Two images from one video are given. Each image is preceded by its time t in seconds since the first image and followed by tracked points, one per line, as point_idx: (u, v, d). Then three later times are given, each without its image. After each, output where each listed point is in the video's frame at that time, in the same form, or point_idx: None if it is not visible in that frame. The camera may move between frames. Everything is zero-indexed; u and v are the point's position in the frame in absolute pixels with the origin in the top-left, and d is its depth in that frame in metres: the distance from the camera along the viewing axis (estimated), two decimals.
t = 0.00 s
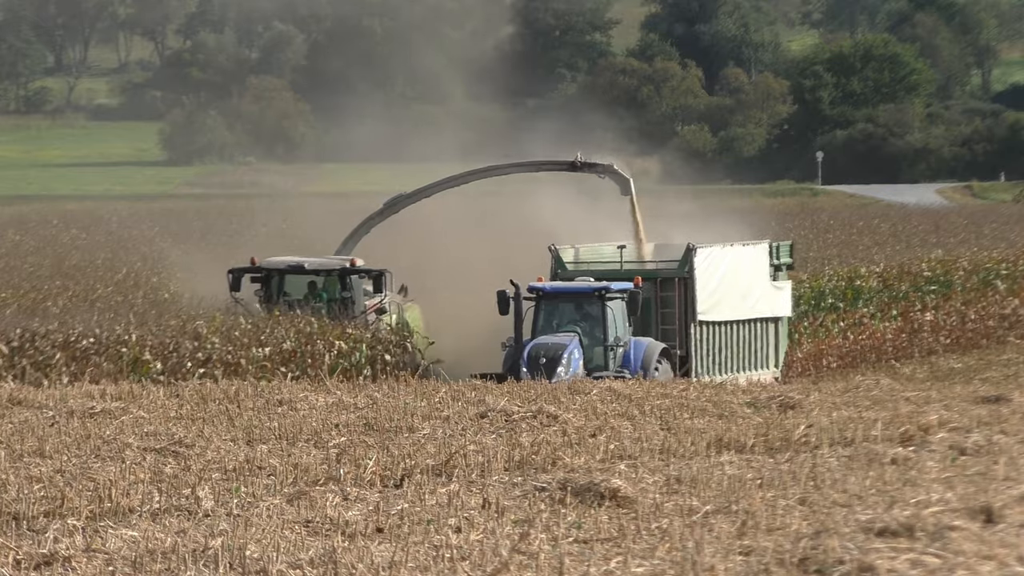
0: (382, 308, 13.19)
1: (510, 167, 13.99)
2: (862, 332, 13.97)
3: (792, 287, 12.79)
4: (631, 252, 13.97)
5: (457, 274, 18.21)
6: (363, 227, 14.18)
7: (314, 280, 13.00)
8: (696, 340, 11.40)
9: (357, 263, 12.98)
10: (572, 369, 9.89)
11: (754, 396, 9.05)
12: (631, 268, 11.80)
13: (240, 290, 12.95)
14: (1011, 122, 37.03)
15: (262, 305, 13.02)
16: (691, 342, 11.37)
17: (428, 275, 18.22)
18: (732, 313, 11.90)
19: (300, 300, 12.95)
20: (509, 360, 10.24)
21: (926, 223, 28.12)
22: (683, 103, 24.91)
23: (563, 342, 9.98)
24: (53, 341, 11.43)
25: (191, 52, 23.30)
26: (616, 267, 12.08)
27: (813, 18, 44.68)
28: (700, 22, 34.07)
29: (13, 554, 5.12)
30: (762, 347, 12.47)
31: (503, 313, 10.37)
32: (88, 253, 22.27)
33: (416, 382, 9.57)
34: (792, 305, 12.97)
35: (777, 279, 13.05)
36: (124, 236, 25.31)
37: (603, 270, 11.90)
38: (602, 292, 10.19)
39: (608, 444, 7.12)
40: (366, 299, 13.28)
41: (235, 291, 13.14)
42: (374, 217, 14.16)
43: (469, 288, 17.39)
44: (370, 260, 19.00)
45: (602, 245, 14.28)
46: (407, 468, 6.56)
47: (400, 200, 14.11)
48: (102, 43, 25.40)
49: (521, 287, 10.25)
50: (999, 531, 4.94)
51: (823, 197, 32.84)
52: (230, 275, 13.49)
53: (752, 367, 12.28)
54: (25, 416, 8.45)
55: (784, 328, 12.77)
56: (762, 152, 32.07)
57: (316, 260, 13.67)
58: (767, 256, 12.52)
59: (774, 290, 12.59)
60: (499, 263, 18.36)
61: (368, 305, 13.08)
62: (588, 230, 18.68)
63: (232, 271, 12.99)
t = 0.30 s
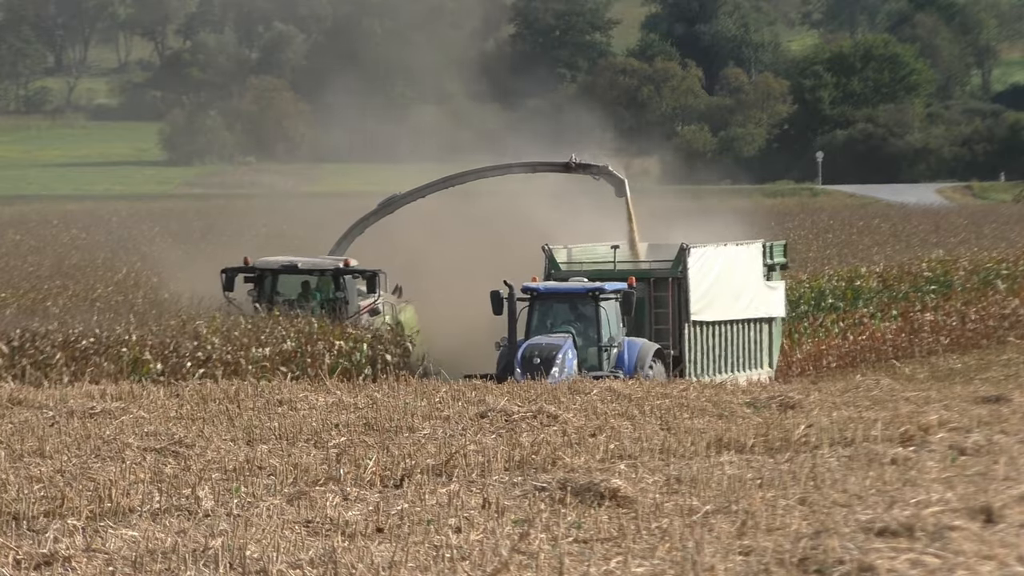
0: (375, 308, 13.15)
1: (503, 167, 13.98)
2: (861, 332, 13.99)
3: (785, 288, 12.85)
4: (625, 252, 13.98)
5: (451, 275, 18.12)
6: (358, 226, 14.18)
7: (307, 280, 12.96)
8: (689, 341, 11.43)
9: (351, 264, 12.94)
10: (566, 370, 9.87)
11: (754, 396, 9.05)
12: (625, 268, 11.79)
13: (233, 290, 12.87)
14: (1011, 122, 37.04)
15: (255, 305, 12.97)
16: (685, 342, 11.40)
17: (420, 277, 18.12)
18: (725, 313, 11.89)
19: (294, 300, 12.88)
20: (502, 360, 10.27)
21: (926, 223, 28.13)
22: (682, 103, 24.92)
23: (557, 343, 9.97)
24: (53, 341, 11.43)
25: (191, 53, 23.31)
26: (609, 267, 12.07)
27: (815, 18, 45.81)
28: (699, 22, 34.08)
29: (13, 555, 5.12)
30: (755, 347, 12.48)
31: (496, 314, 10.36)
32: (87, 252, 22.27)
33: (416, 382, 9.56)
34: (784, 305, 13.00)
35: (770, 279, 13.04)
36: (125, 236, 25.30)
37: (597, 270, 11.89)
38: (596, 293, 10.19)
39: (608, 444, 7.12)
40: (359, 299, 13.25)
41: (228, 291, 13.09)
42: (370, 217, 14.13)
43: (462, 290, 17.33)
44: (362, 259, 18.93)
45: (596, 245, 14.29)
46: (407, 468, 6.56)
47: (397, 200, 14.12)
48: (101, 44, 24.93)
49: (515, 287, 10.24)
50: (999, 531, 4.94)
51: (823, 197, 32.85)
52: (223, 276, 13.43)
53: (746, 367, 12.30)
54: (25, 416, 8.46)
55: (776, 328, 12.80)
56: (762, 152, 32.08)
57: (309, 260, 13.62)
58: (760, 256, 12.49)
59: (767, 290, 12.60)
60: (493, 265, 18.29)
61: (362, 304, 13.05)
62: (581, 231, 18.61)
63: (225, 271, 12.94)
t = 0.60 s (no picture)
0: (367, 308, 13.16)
1: (495, 166, 13.98)
2: (861, 332, 13.97)
3: (778, 288, 12.88)
4: (619, 252, 13.98)
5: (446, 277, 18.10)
6: (349, 228, 14.22)
7: (300, 280, 12.95)
8: (683, 341, 11.41)
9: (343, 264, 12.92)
10: (560, 370, 9.85)
11: (754, 396, 9.06)
12: (618, 267, 11.79)
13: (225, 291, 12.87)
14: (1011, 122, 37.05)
15: (247, 306, 12.96)
16: (678, 342, 11.37)
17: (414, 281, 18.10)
18: (718, 313, 11.90)
19: (287, 300, 12.88)
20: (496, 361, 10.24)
21: (926, 223, 28.14)
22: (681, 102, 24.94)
23: (551, 343, 9.94)
24: (54, 341, 11.43)
25: (191, 53, 23.34)
26: (602, 267, 12.07)
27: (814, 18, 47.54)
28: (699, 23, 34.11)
29: (13, 554, 5.12)
30: (748, 347, 12.51)
31: (489, 314, 10.35)
32: (87, 253, 22.27)
33: (415, 382, 9.57)
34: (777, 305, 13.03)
35: (764, 279, 13.04)
36: (126, 236, 25.32)
37: (590, 270, 11.89)
38: (590, 293, 10.20)
39: (608, 444, 7.13)
40: (351, 299, 13.24)
41: (220, 292, 13.08)
42: (361, 218, 14.15)
43: (453, 292, 17.31)
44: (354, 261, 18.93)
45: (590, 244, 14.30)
46: (407, 468, 6.57)
47: (388, 200, 14.13)
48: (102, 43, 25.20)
49: (508, 287, 10.24)
50: (999, 531, 4.94)
51: (823, 197, 32.90)
52: (214, 276, 13.43)
53: (739, 367, 12.33)
54: (25, 416, 8.46)
55: (770, 328, 12.83)
56: (762, 152, 32.11)
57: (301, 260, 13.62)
58: (753, 256, 12.49)
59: (760, 291, 12.61)
60: (487, 267, 18.27)
61: (354, 306, 13.04)
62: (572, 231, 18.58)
63: (216, 271, 12.93)
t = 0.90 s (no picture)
0: (360, 309, 13.11)
1: (489, 167, 13.97)
2: (861, 332, 13.96)
3: (774, 289, 12.82)
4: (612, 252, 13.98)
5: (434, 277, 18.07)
6: (342, 227, 14.21)
7: (293, 280, 12.91)
8: (676, 340, 11.49)
9: (335, 264, 12.89)
10: (553, 371, 9.85)
11: (754, 396, 9.07)
12: (612, 269, 11.81)
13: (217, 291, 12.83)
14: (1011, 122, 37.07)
15: (238, 306, 12.91)
16: (672, 342, 11.47)
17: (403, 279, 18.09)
18: (713, 313, 11.90)
19: (279, 300, 12.82)
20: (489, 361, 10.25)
21: (926, 223, 28.15)
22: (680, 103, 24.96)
23: (544, 344, 9.94)
24: (53, 341, 11.43)
25: (192, 53, 23.34)
26: (596, 267, 12.10)
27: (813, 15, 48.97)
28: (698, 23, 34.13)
29: (13, 554, 5.12)
30: (745, 347, 12.45)
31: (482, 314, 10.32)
32: (87, 252, 22.27)
33: (416, 383, 9.57)
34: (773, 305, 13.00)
35: (759, 279, 13.01)
36: (127, 236, 25.37)
37: (584, 270, 11.91)
38: (583, 293, 10.20)
39: (608, 444, 7.13)
40: (344, 299, 13.21)
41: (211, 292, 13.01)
42: (352, 219, 14.14)
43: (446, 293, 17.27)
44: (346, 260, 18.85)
45: (586, 244, 14.30)
46: (407, 468, 6.56)
47: (381, 200, 14.10)
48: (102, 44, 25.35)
49: (501, 287, 10.24)
50: (999, 531, 4.94)
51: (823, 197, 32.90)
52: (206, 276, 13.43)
53: (737, 367, 12.25)
54: (25, 416, 8.46)
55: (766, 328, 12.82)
56: (762, 152, 32.13)
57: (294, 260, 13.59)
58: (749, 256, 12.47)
59: (756, 291, 12.58)
60: (477, 267, 18.24)
61: (346, 306, 13.00)
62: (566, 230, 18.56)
63: (208, 271, 12.87)
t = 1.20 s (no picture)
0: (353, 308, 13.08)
1: (482, 166, 13.97)
2: (861, 332, 13.94)
3: (766, 289, 12.86)
4: (605, 252, 13.96)
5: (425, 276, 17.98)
6: (333, 228, 14.19)
7: (284, 280, 12.88)
8: (671, 341, 11.42)
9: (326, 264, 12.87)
10: (546, 371, 9.84)
11: (754, 396, 9.07)
12: (606, 268, 11.81)
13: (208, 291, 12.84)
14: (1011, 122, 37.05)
15: (230, 306, 12.91)
16: (666, 343, 11.37)
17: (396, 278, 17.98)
18: (707, 313, 11.90)
19: (271, 301, 12.81)
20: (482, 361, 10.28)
21: (926, 223, 28.15)
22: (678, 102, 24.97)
23: (537, 344, 9.94)
24: (53, 341, 11.43)
25: (191, 53, 23.12)
26: (589, 267, 12.10)
27: (814, 17, 50.34)
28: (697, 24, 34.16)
29: (13, 554, 5.12)
30: (738, 349, 12.51)
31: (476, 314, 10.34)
32: (87, 252, 22.28)
33: (415, 383, 9.56)
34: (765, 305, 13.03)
35: (753, 279, 12.94)
36: (126, 236, 25.31)
37: (577, 270, 11.92)
38: (577, 293, 10.20)
39: (608, 444, 7.13)
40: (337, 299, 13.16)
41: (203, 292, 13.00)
42: (344, 219, 14.13)
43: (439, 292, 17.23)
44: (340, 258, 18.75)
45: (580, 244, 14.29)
46: (407, 468, 6.56)
47: (373, 200, 14.08)
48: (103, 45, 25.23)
49: (495, 288, 10.26)
50: (999, 531, 4.94)
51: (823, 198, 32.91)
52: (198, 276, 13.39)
53: (730, 368, 12.32)
54: (25, 416, 8.46)
55: (758, 328, 12.83)
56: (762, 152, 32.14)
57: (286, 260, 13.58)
58: (742, 256, 12.48)
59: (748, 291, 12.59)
60: (469, 266, 18.15)
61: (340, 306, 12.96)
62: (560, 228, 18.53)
63: (199, 271, 12.87)
